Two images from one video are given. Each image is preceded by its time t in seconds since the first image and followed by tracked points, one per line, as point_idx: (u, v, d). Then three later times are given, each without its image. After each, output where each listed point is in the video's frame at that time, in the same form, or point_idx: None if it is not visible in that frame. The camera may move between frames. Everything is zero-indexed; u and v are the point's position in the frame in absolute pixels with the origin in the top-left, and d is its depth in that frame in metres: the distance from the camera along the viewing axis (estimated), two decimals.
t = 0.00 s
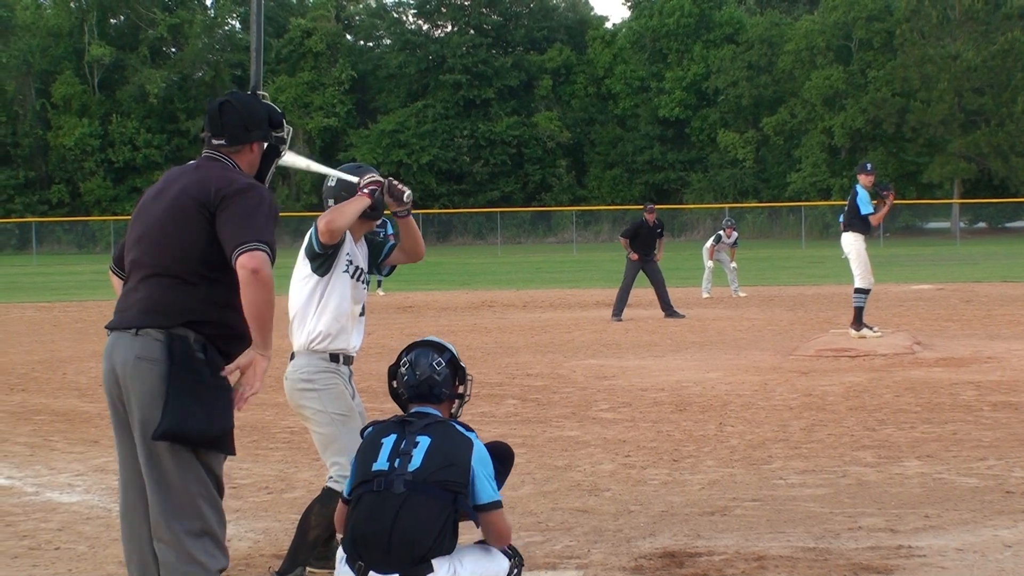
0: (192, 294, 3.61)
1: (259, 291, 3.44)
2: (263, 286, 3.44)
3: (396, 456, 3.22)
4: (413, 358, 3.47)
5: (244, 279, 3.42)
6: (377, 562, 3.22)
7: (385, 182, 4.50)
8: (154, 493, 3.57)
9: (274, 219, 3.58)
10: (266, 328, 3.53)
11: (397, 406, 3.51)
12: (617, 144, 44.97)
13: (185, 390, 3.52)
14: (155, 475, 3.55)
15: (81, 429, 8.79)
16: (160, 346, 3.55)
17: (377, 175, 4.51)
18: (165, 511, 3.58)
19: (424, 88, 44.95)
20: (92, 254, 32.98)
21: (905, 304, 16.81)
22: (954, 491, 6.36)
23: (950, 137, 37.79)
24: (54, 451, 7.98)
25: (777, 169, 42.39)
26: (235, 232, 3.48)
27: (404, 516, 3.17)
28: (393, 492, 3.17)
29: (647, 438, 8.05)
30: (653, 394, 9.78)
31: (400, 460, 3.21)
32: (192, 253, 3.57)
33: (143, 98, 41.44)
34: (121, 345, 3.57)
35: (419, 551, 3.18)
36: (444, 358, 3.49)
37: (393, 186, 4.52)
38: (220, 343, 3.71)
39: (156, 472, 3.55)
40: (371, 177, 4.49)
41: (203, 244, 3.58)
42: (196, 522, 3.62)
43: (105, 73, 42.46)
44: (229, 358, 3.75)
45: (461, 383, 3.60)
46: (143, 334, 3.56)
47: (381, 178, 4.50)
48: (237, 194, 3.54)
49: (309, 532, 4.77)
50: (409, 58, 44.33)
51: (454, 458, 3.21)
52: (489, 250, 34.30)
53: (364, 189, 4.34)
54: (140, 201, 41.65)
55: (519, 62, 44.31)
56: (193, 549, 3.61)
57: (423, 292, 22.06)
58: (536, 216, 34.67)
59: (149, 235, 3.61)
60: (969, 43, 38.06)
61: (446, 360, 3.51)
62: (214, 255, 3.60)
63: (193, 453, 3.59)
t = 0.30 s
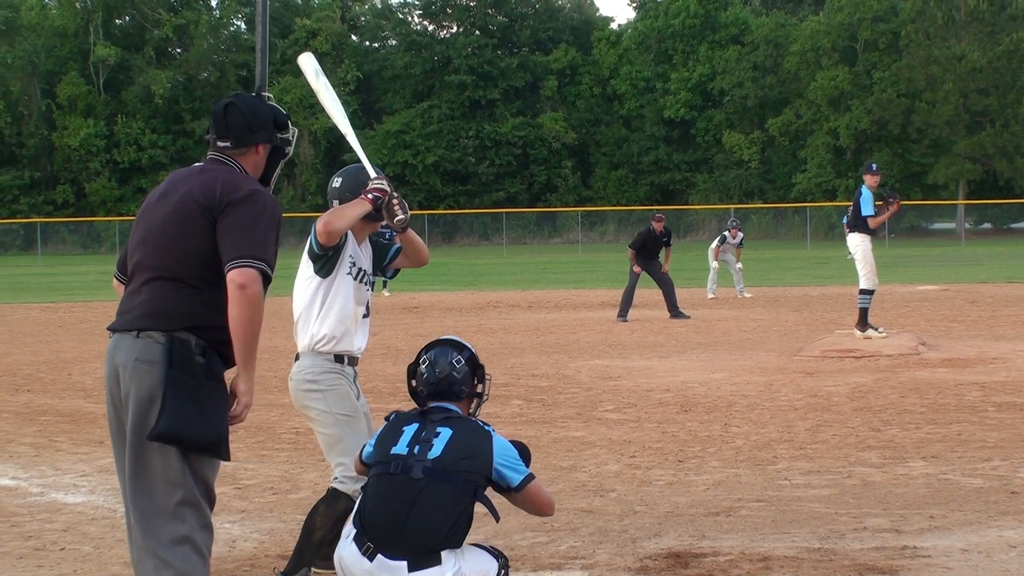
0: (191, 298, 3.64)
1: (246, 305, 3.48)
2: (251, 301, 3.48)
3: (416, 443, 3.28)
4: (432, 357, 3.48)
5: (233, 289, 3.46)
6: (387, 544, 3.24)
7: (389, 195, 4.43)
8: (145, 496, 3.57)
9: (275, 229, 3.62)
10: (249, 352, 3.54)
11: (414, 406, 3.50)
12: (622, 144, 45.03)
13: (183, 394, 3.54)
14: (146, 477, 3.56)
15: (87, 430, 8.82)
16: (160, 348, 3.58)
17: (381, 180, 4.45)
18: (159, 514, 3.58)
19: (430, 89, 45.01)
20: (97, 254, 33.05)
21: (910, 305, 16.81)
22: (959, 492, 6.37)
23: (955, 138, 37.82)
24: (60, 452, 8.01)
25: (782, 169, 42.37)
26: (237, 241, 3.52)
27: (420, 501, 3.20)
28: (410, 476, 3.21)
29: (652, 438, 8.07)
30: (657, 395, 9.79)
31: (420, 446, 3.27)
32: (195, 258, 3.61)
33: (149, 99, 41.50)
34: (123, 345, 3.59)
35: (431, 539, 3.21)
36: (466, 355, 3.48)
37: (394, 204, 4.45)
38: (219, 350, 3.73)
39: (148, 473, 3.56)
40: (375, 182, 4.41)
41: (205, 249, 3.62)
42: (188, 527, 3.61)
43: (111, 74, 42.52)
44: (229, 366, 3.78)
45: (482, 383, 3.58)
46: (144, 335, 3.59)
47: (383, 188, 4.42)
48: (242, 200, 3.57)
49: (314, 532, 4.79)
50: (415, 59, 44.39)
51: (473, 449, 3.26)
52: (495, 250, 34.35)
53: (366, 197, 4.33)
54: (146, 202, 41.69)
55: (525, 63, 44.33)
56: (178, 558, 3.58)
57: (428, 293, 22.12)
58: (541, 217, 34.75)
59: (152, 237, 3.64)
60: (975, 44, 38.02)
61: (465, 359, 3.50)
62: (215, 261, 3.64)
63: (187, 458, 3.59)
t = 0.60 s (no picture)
0: (188, 303, 3.63)
1: (235, 310, 3.46)
2: (241, 306, 3.47)
3: (397, 441, 3.34)
4: (413, 368, 3.50)
5: (223, 293, 3.45)
6: (369, 537, 3.28)
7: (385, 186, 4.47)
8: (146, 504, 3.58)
9: (269, 233, 3.60)
10: (239, 356, 3.53)
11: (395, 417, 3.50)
12: (620, 144, 45.05)
13: (181, 400, 3.54)
14: (147, 485, 3.57)
15: (84, 430, 8.80)
16: (158, 354, 3.57)
17: (376, 176, 4.49)
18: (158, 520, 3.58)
19: (427, 88, 45.00)
20: (95, 254, 33.04)
21: (908, 305, 16.83)
22: (956, 492, 6.37)
23: (952, 137, 37.88)
24: (57, 452, 8.00)
25: (780, 169, 42.41)
26: (229, 246, 3.50)
27: (400, 493, 3.25)
28: (390, 471, 3.27)
29: (648, 438, 8.06)
30: (655, 395, 9.79)
31: (400, 445, 3.32)
32: (191, 262, 3.60)
33: (146, 99, 41.46)
34: (120, 351, 3.59)
35: (413, 529, 3.25)
36: (446, 367, 3.52)
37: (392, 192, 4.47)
38: (216, 353, 3.72)
39: (148, 483, 3.56)
40: (369, 178, 4.46)
41: (201, 254, 3.60)
42: (185, 532, 3.61)
43: (108, 74, 42.47)
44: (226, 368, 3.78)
45: (461, 394, 3.62)
46: (141, 342, 3.58)
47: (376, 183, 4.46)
48: (236, 203, 3.55)
49: (311, 532, 4.79)
50: (412, 59, 44.37)
51: (454, 446, 3.32)
52: (492, 250, 34.30)
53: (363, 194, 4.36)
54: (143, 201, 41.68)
55: (523, 63, 44.36)
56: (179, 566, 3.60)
57: (426, 293, 22.12)
58: (539, 217, 34.71)
59: (149, 240, 3.63)
60: (973, 44, 37.95)
61: (445, 371, 3.52)
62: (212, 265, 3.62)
63: (185, 466, 3.59)
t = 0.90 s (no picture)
0: (176, 307, 3.60)
1: (222, 313, 3.42)
2: (228, 309, 3.42)
3: (381, 403, 3.73)
4: (395, 345, 3.84)
5: (208, 297, 3.41)
6: (351, 467, 3.62)
7: (373, 178, 4.52)
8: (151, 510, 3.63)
9: (253, 231, 3.55)
10: (231, 356, 3.50)
11: (382, 392, 3.86)
12: (606, 143, 45.09)
13: (172, 408, 3.54)
14: (149, 491, 3.60)
15: (69, 429, 8.73)
16: (150, 361, 3.56)
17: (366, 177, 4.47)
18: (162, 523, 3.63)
19: (413, 87, 44.96)
20: (80, 253, 32.88)
21: (893, 303, 16.89)
22: (942, 490, 6.38)
23: (938, 136, 38.07)
24: (42, 451, 7.93)
25: (765, 169, 42.52)
26: (211, 248, 3.45)
27: (380, 433, 3.63)
28: (372, 419, 3.66)
29: (635, 437, 8.06)
30: (642, 393, 9.79)
31: (385, 403, 3.73)
32: (177, 265, 3.56)
33: (132, 97, 41.24)
34: (111, 360, 3.58)
35: (395, 460, 3.61)
36: (429, 342, 3.84)
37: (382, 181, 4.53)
38: (207, 353, 3.69)
39: (150, 488, 3.60)
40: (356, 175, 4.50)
41: (187, 256, 3.56)
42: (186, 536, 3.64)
43: (94, 73, 42.22)
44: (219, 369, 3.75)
45: (446, 368, 3.95)
46: (131, 349, 3.57)
47: (366, 178, 4.51)
48: (216, 205, 3.49)
49: (297, 531, 4.76)
50: (399, 57, 44.29)
51: (431, 401, 3.71)
52: (479, 249, 34.29)
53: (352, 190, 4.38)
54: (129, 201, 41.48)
55: (509, 62, 44.33)
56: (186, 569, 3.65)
57: (412, 293, 22.10)
58: (525, 215, 34.62)
59: (134, 244, 3.59)
60: (958, 43, 38.13)
61: (428, 344, 3.87)
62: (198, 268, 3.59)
63: (183, 471, 3.60)
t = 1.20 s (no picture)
0: (169, 311, 3.57)
1: (213, 315, 3.38)
2: (219, 311, 3.39)
3: (389, 436, 3.68)
4: (406, 381, 3.78)
5: (198, 301, 3.37)
6: (354, 502, 3.58)
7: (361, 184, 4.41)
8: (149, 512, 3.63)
9: (244, 234, 3.52)
10: (223, 357, 3.48)
11: (389, 426, 3.81)
12: (592, 142, 45.10)
13: (166, 413, 3.52)
14: (147, 493, 3.60)
15: (55, 429, 8.66)
16: (144, 365, 3.54)
17: (354, 173, 4.45)
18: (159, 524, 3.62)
19: (400, 86, 44.88)
20: (66, 252, 32.69)
21: (879, 303, 16.94)
22: (927, 489, 6.38)
23: (923, 135, 38.21)
24: (27, 451, 7.86)
25: (751, 168, 42.62)
26: (201, 254, 3.42)
27: (387, 469, 3.58)
28: (381, 454, 3.61)
29: (623, 436, 8.04)
30: (629, 392, 9.78)
31: (394, 438, 3.67)
32: (169, 270, 3.53)
33: (118, 97, 41.04)
34: (105, 364, 3.56)
35: (398, 498, 3.57)
36: (438, 379, 3.80)
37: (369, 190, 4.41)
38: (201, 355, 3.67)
39: (147, 491, 3.60)
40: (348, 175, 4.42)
41: (179, 261, 3.53)
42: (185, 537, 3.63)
43: (79, 72, 41.99)
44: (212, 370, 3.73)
45: (453, 404, 3.90)
46: (124, 354, 3.54)
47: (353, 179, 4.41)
48: (206, 209, 3.46)
49: (283, 531, 4.71)
50: (385, 56, 44.21)
51: (439, 440, 3.67)
52: (465, 248, 34.27)
53: (340, 188, 4.32)
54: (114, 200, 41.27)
55: (495, 61, 44.24)
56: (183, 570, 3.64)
57: (398, 291, 22.07)
58: (512, 215, 34.58)
59: (125, 249, 3.56)
60: (944, 43, 38.33)
61: (438, 381, 3.82)
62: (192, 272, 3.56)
63: (179, 474, 3.59)
